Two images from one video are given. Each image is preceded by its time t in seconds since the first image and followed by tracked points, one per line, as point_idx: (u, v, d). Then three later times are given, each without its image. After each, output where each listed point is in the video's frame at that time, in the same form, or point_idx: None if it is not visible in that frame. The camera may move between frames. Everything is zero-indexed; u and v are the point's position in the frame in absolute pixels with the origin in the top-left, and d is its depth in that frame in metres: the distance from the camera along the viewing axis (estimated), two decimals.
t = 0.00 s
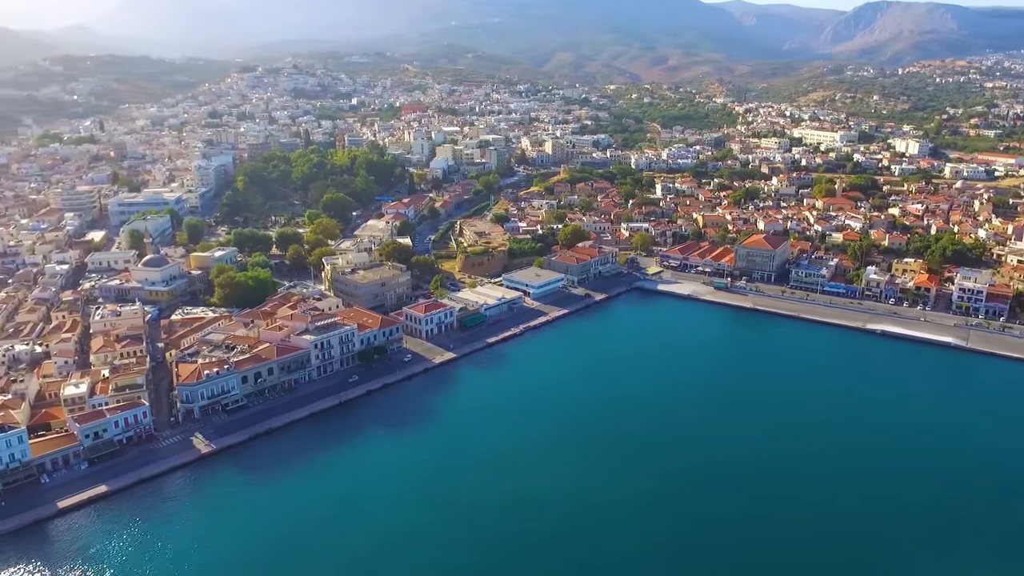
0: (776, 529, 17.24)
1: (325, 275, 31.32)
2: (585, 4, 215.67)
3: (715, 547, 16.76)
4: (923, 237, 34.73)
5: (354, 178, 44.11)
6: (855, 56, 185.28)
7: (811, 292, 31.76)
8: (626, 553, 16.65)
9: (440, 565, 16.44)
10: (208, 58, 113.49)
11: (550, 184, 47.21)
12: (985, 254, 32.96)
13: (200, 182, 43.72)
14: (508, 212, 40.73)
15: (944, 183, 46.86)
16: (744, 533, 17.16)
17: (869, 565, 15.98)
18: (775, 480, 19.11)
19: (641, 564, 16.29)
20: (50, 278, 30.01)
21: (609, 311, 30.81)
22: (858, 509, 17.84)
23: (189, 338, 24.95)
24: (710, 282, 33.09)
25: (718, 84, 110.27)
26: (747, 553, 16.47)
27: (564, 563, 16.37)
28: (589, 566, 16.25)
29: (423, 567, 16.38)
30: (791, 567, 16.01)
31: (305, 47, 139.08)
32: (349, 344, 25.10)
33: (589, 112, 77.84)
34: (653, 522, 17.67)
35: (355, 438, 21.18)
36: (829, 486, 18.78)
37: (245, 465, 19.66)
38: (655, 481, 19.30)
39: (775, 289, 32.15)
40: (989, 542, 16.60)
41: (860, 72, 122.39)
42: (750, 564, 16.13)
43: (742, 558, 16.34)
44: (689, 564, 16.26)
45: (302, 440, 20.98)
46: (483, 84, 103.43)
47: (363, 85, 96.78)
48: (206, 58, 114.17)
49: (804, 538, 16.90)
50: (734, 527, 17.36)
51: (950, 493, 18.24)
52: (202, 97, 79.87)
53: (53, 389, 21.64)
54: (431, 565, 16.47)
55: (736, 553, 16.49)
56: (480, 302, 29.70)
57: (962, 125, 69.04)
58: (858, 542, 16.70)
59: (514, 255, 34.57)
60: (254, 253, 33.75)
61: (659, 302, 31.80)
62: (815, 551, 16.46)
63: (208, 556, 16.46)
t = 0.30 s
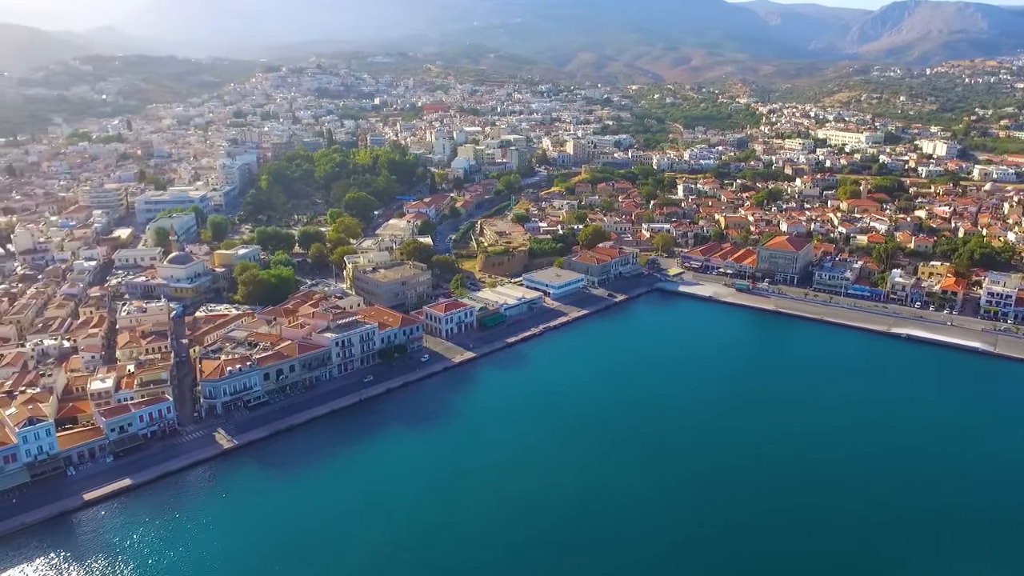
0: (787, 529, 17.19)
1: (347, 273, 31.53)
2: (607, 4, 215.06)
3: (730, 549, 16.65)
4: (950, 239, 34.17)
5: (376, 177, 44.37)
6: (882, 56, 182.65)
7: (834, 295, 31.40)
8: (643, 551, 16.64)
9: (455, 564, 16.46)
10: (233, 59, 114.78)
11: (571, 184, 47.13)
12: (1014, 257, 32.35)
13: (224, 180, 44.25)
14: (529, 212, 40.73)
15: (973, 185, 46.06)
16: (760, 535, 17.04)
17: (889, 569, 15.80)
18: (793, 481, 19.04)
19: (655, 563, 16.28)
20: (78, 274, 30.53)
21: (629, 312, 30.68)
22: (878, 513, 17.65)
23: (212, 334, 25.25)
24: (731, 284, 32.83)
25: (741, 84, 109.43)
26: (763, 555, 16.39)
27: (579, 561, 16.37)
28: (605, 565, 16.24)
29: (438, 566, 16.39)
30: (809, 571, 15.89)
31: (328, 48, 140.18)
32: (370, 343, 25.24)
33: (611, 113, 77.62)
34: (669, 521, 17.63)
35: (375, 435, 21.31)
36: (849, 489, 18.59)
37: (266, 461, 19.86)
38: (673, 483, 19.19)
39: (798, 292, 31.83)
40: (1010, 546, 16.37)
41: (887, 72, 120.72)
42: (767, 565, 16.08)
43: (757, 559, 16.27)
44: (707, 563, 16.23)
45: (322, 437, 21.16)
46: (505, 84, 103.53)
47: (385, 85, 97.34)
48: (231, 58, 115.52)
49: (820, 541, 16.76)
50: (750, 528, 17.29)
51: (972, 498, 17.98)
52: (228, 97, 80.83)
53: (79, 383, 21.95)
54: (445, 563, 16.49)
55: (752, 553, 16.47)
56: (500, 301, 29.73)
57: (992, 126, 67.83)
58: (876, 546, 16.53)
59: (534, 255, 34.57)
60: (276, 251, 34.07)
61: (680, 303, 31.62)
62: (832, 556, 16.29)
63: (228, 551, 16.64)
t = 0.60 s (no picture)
0: (801, 532, 17.13)
1: (366, 272, 31.72)
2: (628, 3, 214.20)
3: (743, 550, 16.58)
4: (976, 242, 33.61)
5: (396, 176, 44.58)
6: (908, 56, 180.02)
7: (857, 298, 31.04)
8: (655, 551, 16.61)
9: (468, 563, 16.45)
10: (256, 58, 115.85)
11: (590, 185, 47.03)
12: None
13: (247, 179, 44.71)
14: (548, 212, 40.70)
15: (1001, 187, 45.23)
16: (773, 538, 16.97)
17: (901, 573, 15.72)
18: (805, 484, 18.96)
19: (667, 563, 16.25)
20: (103, 271, 31.03)
21: (648, 313, 30.54)
22: (892, 517, 17.60)
23: (234, 332, 25.52)
24: (752, 285, 32.57)
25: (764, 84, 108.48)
26: (776, 558, 16.32)
27: (591, 559, 16.38)
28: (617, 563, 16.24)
29: (451, 566, 16.39)
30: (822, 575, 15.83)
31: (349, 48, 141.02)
32: (389, 341, 25.36)
33: (631, 113, 77.34)
34: (680, 521, 17.60)
35: (393, 433, 21.42)
36: (862, 494, 18.52)
37: (285, 457, 20.04)
38: (685, 484, 19.13)
39: (819, 294, 31.50)
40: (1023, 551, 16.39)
41: (913, 72, 119.01)
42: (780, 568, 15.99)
43: (771, 562, 16.19)
44: (720, 563, 16.16)
45: (341, 434, 21.29)
46: (525, 84, 103.49)
47: (406, 84, 97.74)
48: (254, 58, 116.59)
49: (832, 545, 16.66)
50: (762, 531, 17.21)
51: (986, 505, 17.92)
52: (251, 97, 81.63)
53: (104, 377, 22.34)
54: (459, 561, 16.52)
55: (766, 555, 16.39)
56: (518, 301, 29.74)
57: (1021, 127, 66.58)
58: (889, 550, 16.48)
59: (553, 255, 34.55)
60: (297, 249, 34.35)
61: (699, 304, 31.43)
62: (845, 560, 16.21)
63: (247, 546, 16.79)
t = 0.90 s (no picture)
0: (807, 534, 17.39)
1: (387, 271, 31.89)
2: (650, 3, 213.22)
3: (750, 550, 16.88)
4: (1004, 245, 33.02)
5: (417, 176, 44.78)
6: (935, 56, 177.22)
7: (880, 301, 30.66)
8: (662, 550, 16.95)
9: (480, 561, 16.68)
10: (280, 58, 116.89)
11: (611, 185, 46.92)
12: None
13: (269, 178, 45.17)
14: (568, 212, 40.66)
15: None
16: (778, 539, 17.25)
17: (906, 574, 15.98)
18: (812, 486, 19.21)
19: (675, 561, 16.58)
20: (129, 267, 31.52)
21: (668, 314, 30.40)
22: (898, 518, 17.84)
23: (256, 329, 25.78)
24: (773, 287, 32.30)
25: (787, 84, 107.46)
26: (782, 558, 16.61)
27: (600, 556, 16.72)
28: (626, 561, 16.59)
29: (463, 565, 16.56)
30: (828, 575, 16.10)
31: (371, 49, 141.86)
32: (408, 340, 25.47)
33: (653, 113, 77.03)
34: (687, 520, 17.92)
35: (412, 432, 21.51)
36: (869, 495, 18.76)
37: (306, 454, 20.21)
38: (692, 484, 19.41)
39: (842, 296, 31.16)
40: None
41: (940, 72, 117.15)
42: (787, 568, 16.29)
43: (777, 563, 16.50)
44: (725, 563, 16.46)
45: (360, 432, 21.43)
46: (547, 84, 103.44)
47: (428, 84, 98.11)
48: (278, 58, 117.74)
49: (838, 546, 16.94)
50: (768, 532, 17.48)
51: (992, 506, 18.14)
52: (274, 97, 82.43)
53: (129, 373, 22.67)
54: (472, 558, 16.77)
55: (772, 556, 16.66)
56: (538, 301, 29.74)
57: None
58: (895, 551, 16.75)
59: (573, 256, 34.51)
60: (319, 248, 34.60)
61: (720, 306, 31.21)
62: (851, 561, 16.47)
63: (267, 542, 16.96)
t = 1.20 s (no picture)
0: (816, 534, 17.52)
1: (407, 270, 32.05)
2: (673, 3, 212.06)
3: (757, 551, 17.00)
4: None
5: (438, 175, 44.93)
6: (964, 56, 174.14)
7: (906, 304, 30.23)
8: (670, 548, 17.12)
9: (493, 559, 16.81)
10: (304, 58, 117.92)
11: (632, 185, 46.75)
12: None
13: (293, 177, 45.59)
14: (589, 213, 40.59)
15: None
16: (786, 539, 17.38)
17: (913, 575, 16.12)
18: (820, 486, 19.31)
19: (682, 559, 16.75)
20: (155, 264, 31.99)
21: (689, 316, 30.22)
22: (904, 519, 17.95)
23: (278, 326, 26.04)
24: (796, 290, 31.98)
25: (812, 84, 106.27)
26: (790, 559, 16.71)
27: (608, 554, 16.92)
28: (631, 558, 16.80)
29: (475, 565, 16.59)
30: None
31: (394, 49, 142.61)
32: (428, 339, 25.58)
33: (675, 113, 76.64)
34: (694, 520, 18.08)
35: (431, 430, 21.60)
36: (876, 496, 18.84)
37: (326, 451, 20.37)
38: (699, 484, 19.52)
39: (867, 299, 30.77)
40: None
41: (970, 72, 115.13)
42: (794, 569, 16.40)
43: (784, 563, 16.61)
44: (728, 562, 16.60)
45: (379, 429, 21.57)
46: (568, 84, 103.32)
47: (450, 84, 98.43)
48: (302, 58, 118.78)
49: (845, 547, 17.05)
50: (774, 533, 17.58)
51: (997, 507, 18.24)
52: (298, 97, 83.18)
53: (153, 368, 23.01)
54: (483, 554, 16.95)
55: (780, 557, 16.76)
56: (558, 301, 29.72)
57: None
58: (901, 553, 16.84)
59: (593, 256, 34.44)
60: (340, 247, 34.87)
61: (741, 308, 30.94)
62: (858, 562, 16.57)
63: (284, 537, 17.12)
